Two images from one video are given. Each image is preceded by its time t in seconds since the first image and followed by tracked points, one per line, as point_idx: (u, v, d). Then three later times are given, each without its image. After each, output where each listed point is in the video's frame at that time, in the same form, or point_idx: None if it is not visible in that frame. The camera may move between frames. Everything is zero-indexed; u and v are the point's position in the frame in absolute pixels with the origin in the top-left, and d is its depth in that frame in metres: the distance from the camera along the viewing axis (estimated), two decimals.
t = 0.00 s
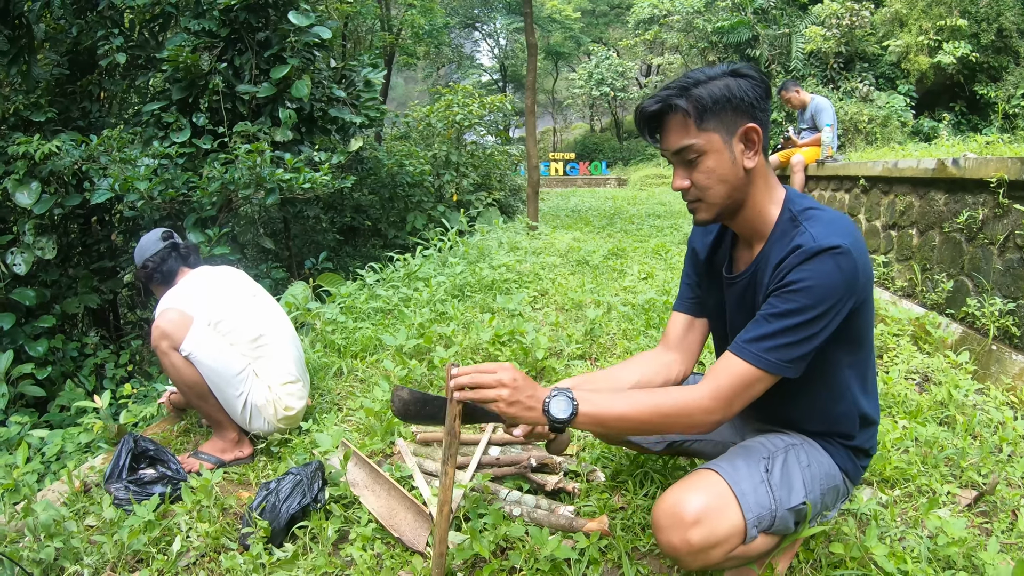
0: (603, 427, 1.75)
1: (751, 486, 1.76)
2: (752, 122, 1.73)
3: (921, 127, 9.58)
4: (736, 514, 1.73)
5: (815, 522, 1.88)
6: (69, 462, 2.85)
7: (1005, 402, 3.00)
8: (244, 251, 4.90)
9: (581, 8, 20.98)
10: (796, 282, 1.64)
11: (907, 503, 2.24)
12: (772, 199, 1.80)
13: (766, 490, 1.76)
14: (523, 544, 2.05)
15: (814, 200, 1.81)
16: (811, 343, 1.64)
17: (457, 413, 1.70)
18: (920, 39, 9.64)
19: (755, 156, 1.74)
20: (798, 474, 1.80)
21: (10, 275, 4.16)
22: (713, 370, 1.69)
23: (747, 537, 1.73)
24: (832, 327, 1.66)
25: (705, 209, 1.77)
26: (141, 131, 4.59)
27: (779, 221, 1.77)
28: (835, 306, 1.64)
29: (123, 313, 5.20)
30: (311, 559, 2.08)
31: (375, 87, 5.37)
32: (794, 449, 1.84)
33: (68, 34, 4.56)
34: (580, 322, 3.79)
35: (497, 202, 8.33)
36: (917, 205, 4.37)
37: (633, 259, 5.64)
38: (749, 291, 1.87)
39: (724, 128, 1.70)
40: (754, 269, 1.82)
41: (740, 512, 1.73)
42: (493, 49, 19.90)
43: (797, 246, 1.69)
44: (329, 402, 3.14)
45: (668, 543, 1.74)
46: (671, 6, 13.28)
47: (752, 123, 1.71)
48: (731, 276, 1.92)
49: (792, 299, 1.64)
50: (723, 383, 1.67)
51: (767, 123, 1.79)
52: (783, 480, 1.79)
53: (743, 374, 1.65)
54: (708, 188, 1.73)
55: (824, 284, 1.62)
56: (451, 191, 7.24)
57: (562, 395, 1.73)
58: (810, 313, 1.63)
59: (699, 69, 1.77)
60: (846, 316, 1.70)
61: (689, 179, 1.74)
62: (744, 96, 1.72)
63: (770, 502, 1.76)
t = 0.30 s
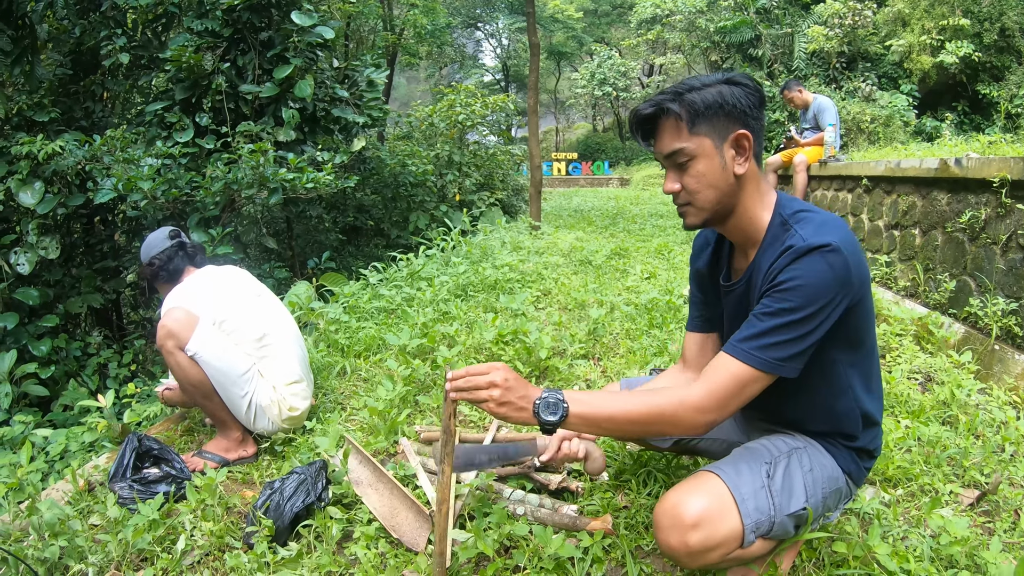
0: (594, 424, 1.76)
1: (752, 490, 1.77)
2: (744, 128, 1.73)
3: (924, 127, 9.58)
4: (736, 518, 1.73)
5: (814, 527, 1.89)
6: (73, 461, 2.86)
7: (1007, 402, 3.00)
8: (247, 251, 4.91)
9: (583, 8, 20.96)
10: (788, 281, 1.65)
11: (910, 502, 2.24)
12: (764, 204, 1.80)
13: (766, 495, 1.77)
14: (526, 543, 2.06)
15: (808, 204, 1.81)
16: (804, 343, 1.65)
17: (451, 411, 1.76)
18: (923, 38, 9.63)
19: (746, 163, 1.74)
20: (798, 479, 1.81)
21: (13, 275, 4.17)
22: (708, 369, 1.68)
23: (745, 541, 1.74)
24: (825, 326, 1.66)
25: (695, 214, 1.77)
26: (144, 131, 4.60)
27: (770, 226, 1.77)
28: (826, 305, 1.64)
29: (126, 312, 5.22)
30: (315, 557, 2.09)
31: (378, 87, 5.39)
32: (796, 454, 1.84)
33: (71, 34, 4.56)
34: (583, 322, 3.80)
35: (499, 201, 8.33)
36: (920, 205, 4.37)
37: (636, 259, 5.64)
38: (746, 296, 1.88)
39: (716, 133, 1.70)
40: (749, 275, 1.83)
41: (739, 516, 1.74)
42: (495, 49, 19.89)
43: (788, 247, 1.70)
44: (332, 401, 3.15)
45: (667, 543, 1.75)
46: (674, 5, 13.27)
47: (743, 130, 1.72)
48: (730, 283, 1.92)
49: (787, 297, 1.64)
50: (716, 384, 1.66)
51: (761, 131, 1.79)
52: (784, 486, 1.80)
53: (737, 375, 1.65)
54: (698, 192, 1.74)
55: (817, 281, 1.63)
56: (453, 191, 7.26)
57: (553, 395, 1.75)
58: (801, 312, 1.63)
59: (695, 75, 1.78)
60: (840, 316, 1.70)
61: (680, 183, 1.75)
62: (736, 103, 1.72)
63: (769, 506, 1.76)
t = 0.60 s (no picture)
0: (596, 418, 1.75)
1: (749, 489, 1.77)
2: (751, 128, 1.73)
3: (927, 128, 9.58)
4: (732, 517, 1.74)
5: (813, 527, 1.89)
6: (76, 461, 2.87)
7: (1009, 403, 3.00)
8: (249, 251, 4.92)
9: (586, 8, 20.95)
10: (791, 284, 1.65)
11: (911, 504, 2.24)
12: (773, 203, 1.80)
13: (763, 495, 1.77)
14: (528, 543, 2.07)
15: (818, 205, 1.81)
16: (805, 347, 1.65)
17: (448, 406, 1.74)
18: (925, 39, 9.62)
19: (754, 163, 1.74)
20: (796, 479, 1.81)
21: (16, 275, 4.18)
22: (707, 369, 1.69)
23: (743, 540, 1.74)
24: (828, 331, 1.67)
25: (704, 215, 1.78)
26: (147, 132, 4.61)
27: (779, 226, 1.78)
28: (830, 310, 1.65)
29: (129, 312, 5.22)
30: (318, 557, 2.10)
31: (380, 87, 5.41)
32: (794, 454, 1.84)
33: (74, 35, 4.57)
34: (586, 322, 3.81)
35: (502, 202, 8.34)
36: (922, 206, 4.36)
37: (638, 260, 5.64)
38: (751, 294, 1.88)
39: (722, 135, 1.70)
40: (755, 273, 1.84)
41: (736, 515, 1.74)
42: (498, 49, 19.89)
43: (796, 249, 1.69)
44: (334, 401, 3.15)
45: (664, 543, 1.75)
46: (676, 6, 13.26)
47: (750, 130, 1.72)
48: (735, 278, 1.92)
49: (787, 300, 1.64)
50: (717, 385, 1.67)
51: (768, 128, 1.78)
52: (781, 485, 1.80)
53: (738, 374, 1.66)
54: (706, 194, 1.74)
55: (821, 286, 1.63)
56: (456, 191, 7.26)
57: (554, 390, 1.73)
58: (805, 316, 1.63)
59: (700, 74, 1.77)
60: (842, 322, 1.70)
61: (688, 185, 1.75)
62: (742, 102, 1.71)
63: (766, 506, 1.77)
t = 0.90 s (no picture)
0: (654, 442, 1.79)
1: (753, 490, 1.77)
2: (757, 123, 1.74)
3: (928, 127, 9.57)
4: (737, 518, 1.74)
5: (814, 524, 1.89)
6: (78, 461, 2.87)
7: (1010, 403, 2.99)
8: (251, 252, 4.93)
9: (587, 8, 20.95)
10: (817, 292, 1.66)
11: (912, 503, 2.24)
12: (780, 199, 1.80)
13: (767, 494, 1.77)
14: (528, 543, 2.07)
15: (822, 200, 1.81)
16: (835, 352, 1.66)
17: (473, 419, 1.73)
18: (926, 38, 9.61)
19: (760, 157, 1.75)
20: (799, 477, 1.82)
21: (18, 276, 4.19)
22: (751, 390, 1.72)
23: (749, 541, 1.74)
24: (853, 333, 1.68)
25: (712, 213, 1.78)
26: (148, 133, 4.62)
27: (789, 223, 1.77)
28: (854, 312, 1.65)
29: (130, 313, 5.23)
30: (318, 557, 2.10)
31: (381, 88, 5.42)
32: (795, 452, 1.84)
33: (75, 36, 4.57)
34: (587, 322, 3.81)
35: (503, 202, 8.34)
36: (923, 205, 4.36)
37: (639, 260, 5.64)
38: (759, 294, 1.86)
39: (728, 130, 1.71)
40: (763, 273, 1.82)
41: (741, 517, 1.74)
42: (499, 49, 19.88)
43: (813, 252, 1.69)
44: (336, 402, 3.16)
45: (670, 547, 1.75)
46: (677, 6, 13.25)
47: (756, 124, 1.72)
48: (739, 278, 1.91)
49: (813, 310, 1.65)
50: (764, 405, 1.70)
51: (772, 122, 1.80)
52: (784, 484, 1.80)
53: (781, 391, 1.68)
54: (714, 191, 1.74)
55: (845, 290, 1.64)
56: (457, 191, 7.27)
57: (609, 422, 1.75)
58: (833, 324, 1.64)
59: (702, 70, 1.79)
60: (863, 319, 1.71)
61: (695, 184, 1.75)
62: (746, 97, 1.73)
63: (771, 505, 1.77)
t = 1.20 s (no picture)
0: (639, 441, 1.74)
1: (748, 495, 1.76)
2: (747, 123, 1.73)
3: (929, 126, 9.58)
4: (731, 523, 1.73)
5: (812, 527, 1.89)
6: (81, 462, 2.88)
7: (1012, 401, 2.99)
8: (252, 253, 4.94)
9: (587, 8, 20.96)
10: (806, 284, 1.66)
11: (914, 502, 2.24)
12: (772, 200, 1.80)
13: (762, 499, 1.77)
14: (531, 543, 2.07)
15: (814, 198, 1.81)
16: (826, 346, 1.66)
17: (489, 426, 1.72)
18: (927, 37, 9.61)
19: (752, 158, 1.74)
20: (794, 481, 1.81)
21: (20, 277, 4.19)
22: (739, 384, 1.70)
23: (743, 546, 1.73)
24: (845, 326, 1.67)
25: (705, 214, 1.78)
26: (149, 135, 4.62)
27: (782, 222, 1.78)
28: (845, 305, 1.65)
29: (132, 314, 5.23)
30: (321, 557, 2.10)
31: (382, 88, 5.42)
32: (791, 456, 1.84)
33: (76, 38, 4.57)
34: (589, 322, 3.82)
35: (504, 203, 8.34)
36: (924, 204, 4.36)
37: (640, 260, 5.65)
38: (754, 294, 1.88)
39: (718, 132, 1.70)
40: (758, 273, 1.83)
41: (735, 521, 1.73)
42: (500, 50, 19.87)
43: (803, 248, 1.69)
44: (338, 402, 3.16)
45: (664, 552, 1.74)
46: (677, 6, 13.25)
47: (746, 125, 1.71)
48: (735, 280, 1.92)
49: (804, 302, 1.65)
50: (751, 399, 1.68)
51: (764, 123, 1.78)
52: (779, 488, 1.80)
53: (769, 383, 1.67)
54: (706, 193, 1.74)
55: (835, 284, 1.64)
56: (458, 192, 7.27)
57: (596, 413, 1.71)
58: (823, 315, 1.64)
59: (692, 74, 1.78)
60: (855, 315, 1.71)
61: (687, 185, 1.75)
62: (736, 98, 1.72)
63: (766, 511, 1.76)
